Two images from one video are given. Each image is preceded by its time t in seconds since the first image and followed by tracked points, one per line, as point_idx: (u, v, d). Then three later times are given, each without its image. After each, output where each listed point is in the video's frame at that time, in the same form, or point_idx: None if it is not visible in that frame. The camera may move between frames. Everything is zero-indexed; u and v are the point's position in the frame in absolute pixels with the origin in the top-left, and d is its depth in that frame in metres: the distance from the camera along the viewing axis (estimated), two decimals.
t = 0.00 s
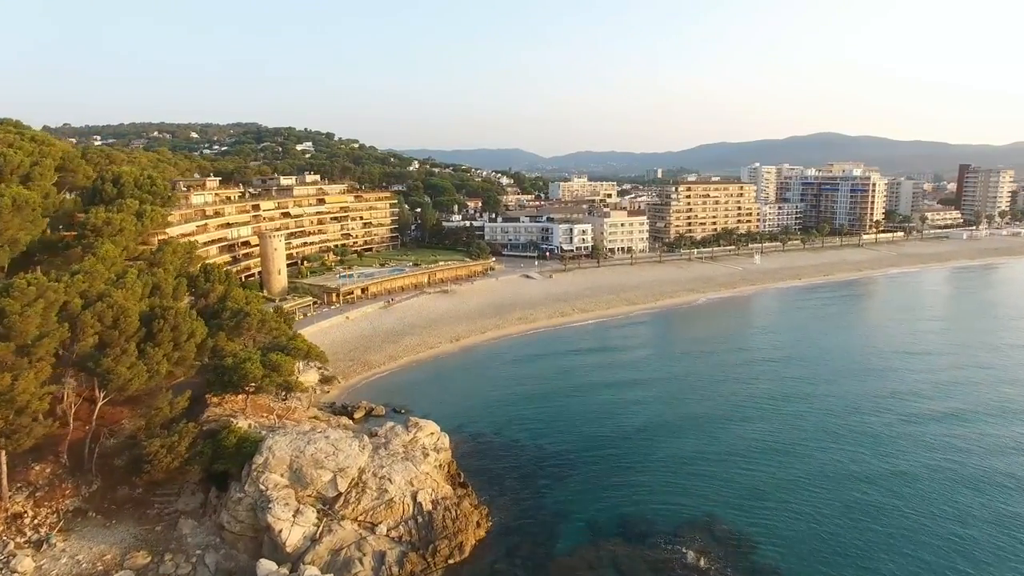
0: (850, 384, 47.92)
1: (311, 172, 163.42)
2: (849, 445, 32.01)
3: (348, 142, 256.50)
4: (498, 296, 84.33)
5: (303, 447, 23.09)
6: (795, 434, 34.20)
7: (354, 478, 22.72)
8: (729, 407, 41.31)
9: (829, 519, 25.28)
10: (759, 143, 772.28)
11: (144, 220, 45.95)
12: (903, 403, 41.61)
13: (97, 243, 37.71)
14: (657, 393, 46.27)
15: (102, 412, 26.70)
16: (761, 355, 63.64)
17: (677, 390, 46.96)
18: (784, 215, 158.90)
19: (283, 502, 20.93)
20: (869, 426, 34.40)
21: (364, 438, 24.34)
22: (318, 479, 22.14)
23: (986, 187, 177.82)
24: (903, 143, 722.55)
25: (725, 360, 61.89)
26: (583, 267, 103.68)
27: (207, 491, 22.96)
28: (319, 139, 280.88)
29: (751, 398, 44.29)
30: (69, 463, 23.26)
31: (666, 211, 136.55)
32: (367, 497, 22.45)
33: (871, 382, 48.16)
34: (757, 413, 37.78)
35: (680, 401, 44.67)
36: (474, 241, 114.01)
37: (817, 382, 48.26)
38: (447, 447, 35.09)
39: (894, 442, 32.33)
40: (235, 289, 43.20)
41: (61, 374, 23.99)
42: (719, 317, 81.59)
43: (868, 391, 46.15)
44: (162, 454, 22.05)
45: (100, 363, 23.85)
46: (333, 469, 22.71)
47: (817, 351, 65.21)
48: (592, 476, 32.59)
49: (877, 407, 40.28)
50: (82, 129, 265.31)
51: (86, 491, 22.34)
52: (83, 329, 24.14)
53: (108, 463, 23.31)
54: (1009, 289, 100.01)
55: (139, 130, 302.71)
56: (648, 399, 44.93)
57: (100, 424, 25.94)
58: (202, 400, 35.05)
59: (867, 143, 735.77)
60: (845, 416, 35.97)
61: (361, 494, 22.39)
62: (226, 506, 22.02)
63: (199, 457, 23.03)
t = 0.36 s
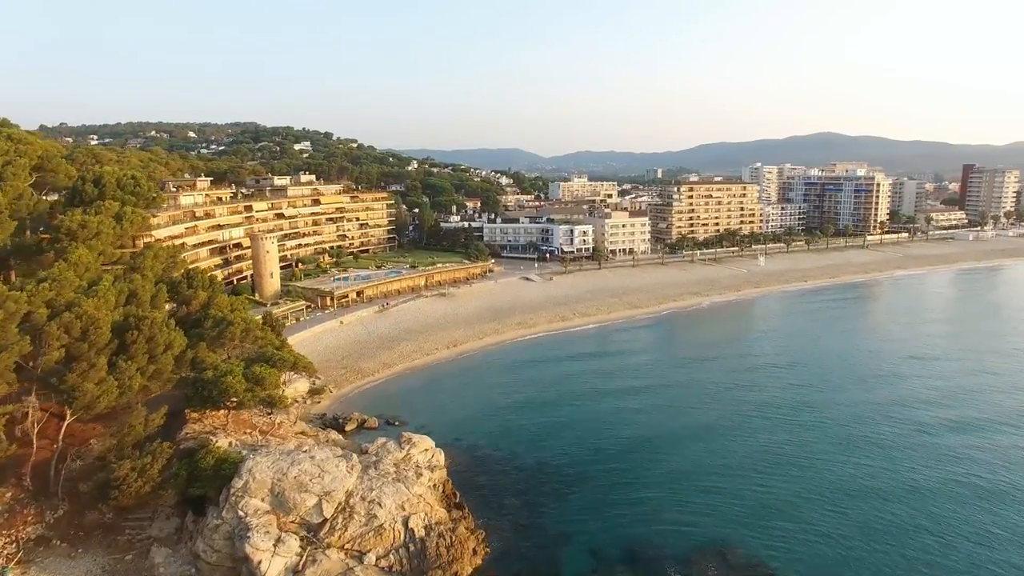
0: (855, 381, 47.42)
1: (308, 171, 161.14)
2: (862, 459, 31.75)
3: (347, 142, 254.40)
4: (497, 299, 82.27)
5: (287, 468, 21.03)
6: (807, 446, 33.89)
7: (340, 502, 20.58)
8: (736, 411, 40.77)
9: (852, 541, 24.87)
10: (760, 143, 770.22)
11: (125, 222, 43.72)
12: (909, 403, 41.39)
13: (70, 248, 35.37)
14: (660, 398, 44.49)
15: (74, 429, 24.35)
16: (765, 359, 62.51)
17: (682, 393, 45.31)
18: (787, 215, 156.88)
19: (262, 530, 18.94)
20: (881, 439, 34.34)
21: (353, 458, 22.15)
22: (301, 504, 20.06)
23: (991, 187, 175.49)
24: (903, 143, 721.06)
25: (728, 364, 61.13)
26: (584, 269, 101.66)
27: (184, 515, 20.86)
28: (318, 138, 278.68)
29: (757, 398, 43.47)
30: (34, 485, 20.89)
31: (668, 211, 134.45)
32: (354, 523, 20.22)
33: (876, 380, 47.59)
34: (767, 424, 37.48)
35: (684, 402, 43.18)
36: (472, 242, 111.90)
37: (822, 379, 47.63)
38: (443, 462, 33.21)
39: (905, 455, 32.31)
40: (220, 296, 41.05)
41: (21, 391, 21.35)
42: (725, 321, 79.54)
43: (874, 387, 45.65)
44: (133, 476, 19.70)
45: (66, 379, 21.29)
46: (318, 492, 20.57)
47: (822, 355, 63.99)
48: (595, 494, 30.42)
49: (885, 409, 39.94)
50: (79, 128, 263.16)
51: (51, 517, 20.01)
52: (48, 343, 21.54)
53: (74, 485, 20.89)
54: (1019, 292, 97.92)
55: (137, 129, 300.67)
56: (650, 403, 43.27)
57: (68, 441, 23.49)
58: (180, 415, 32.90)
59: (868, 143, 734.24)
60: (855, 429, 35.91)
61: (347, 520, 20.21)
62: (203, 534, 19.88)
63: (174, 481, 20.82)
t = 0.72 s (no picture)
0: (867, 385, 45.86)
1: (305, 171, 158.87)
2: (887, 472, 30.11)
3: (345, 142, 252.20)
4: (495, 303, 80.15)
5: (265, 492, 18.93)
6: (827, 458, 32.13)
7: (325, 530, 18.74)
8: (748, 418, 38.88)
9: (872, 567, 23.25)
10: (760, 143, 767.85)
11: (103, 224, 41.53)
12: (925, 407, 39.94)
13: (40, 253, 33.18)
14: (666, 404, 42.47)
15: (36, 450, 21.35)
16: (771, 364, 60.71)
17: (688, 399, 43.30)
18: (790, 216, 154.92)
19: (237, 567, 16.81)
20: (903, 449, 32.78)
21: (339, 480, 20.13)
22: (282, 533, 18.15)
23: (997, 187, 173.28)
24: (905, 143, 717.49)
25: (733, 369, 59.28)
26: (585, 271, 99.64)
27: (156, 543, 18.64)
28: (316, 139, 277.03)
29: (768, 404, 41.61)
30: None
31: (670, 212, 132.41)
32: (339, 555, 18.31)
33: (889, 384, 46.00)
34: (782, 432, 35.62)
35: (690, 409, 41.25)
36: (471, 243, 109.77)
37: (834, 383, 45.89)
38: (438, 481, 31.24)
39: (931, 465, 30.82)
40: (203, 303, 38.79)
41: None
42: (729, 325, 77.55)
43: (886, 391, 44.09)
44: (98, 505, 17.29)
45: (23, 399, 18.51)
46: (299, 521, 18.58)
47: (828, 360, 62.25)
48: (600, 516, 28.26)
49: (903, 414, 38.35)
50: (75, 128, 261.01)
51: (6, 549, 17.29)
52: (7, 357, 18.73)
53: (33, 512, 18.20)
54: None
55: (134, 129, 298.35)
56: (655, 410, 41.30)
57: (31, 462, 21.03)
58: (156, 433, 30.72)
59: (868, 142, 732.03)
60: (876, 438, 34.22)
61: (332, 552, 18.28)
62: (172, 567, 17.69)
63: (145, 508, 18.52)
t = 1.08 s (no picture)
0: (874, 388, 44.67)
1: (301, 171, 156.51)
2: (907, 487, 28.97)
3: (343, 141, 249.73)
4: (495, 306, 78.05)
5: (243, 522, 17.70)
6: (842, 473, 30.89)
7: (307, 564, 17.34)
8: (755, 427, 37.38)
9: None
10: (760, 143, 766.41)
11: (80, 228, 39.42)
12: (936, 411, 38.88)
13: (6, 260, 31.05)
14: (669, 413, 40.42)
15: None
16: (774, 369, 58.92)
17: (692, 406, 41.50)
18: (794, 216, 152.94)
19: None
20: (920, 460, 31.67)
21: (325, 507, 18.81)
22: (261, 568, 16.78)
23: (1002, 187, 171.16)
24: (905, 143, 715.70)
25: (735, 375, 57.50)
26: (586, 273, 97.53)
27: None
28: (314, 139, 274.80)
29: (774, 409, 40.11)
30: None
31: (672, 212, 130.25)
32: None
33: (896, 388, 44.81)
34: (792, 443, 34.42)
35: (693, 416, 39.55)
36: (470, 245, 107.58)
37: (841, 387, 44.63)
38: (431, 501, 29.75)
39: (951, 479, 29.86)
40: (183, 311, 36.59)
41: None
42: (735, 329, 75.49)
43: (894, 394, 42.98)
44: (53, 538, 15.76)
45: None
46: (278, 553, 17.24)
47: (833, 366, 60.52)
48: (608, 544, 26.34)
49: (914, 419, 37.25)
50: (70, 127, 258.45)
51: None
52: None
53: None
54: None
55: (131, 128, 295.88)
56: (658, 419, 39.52)
57: None
58: (128, 454, 28.54)
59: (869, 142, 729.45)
60: (892, 449, 33.06)
61: None
62: None
63: (107, 540, 17.13)
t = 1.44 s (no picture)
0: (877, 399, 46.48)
1: (297, 171, 154.05)
2: (903, 496, 31.24)
3: (341, 141, 247.29)
4: (494, 310, 75.96)
5: (218, 561, 17.80)
6: (843, 484, 33.16)
7: None
8: (762, 440, 39.41)
9: None
10: (760, 143, 764.54)
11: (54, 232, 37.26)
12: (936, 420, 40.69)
13: None
14: (677, 430, 41.90)
15: None
16: (781, 375, 56.81)
17: (701, 420, 43.10)
18: (797, 217, 150.75)
19: None
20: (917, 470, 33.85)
21: (306, 542, 19.30)
22: None
23: (1008, 187, 168.78)
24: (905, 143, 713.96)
25: (742, 381, 55.58)
26: (588, 276, 95.38)
27: None
28: (312, 138, 272.38)
29: (780, 421, 41.93)
30: None
31: (675, 213, 127.97)
32: None
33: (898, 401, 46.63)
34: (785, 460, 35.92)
35: (701, 430, 41.21)
36: (469, 246, 105.29)
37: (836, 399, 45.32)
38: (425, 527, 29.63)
39: (933, 488, 32.06)
40: (162, 320, 34.39)
41: None
42: (740, 332, 73.58)
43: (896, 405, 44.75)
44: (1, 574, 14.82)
45: None
46: None
47: (842, 371, 58.63)
48: None
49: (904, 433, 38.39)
50: (65, 126, 255.32)
51: None
52: None
53: None
54: None
55: (127, 129, 292.91)
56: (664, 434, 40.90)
57: None
58: (95, 477, 26.30)
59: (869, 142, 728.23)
60: (889, 458, 35.26)
61: None
62: None
63: None
